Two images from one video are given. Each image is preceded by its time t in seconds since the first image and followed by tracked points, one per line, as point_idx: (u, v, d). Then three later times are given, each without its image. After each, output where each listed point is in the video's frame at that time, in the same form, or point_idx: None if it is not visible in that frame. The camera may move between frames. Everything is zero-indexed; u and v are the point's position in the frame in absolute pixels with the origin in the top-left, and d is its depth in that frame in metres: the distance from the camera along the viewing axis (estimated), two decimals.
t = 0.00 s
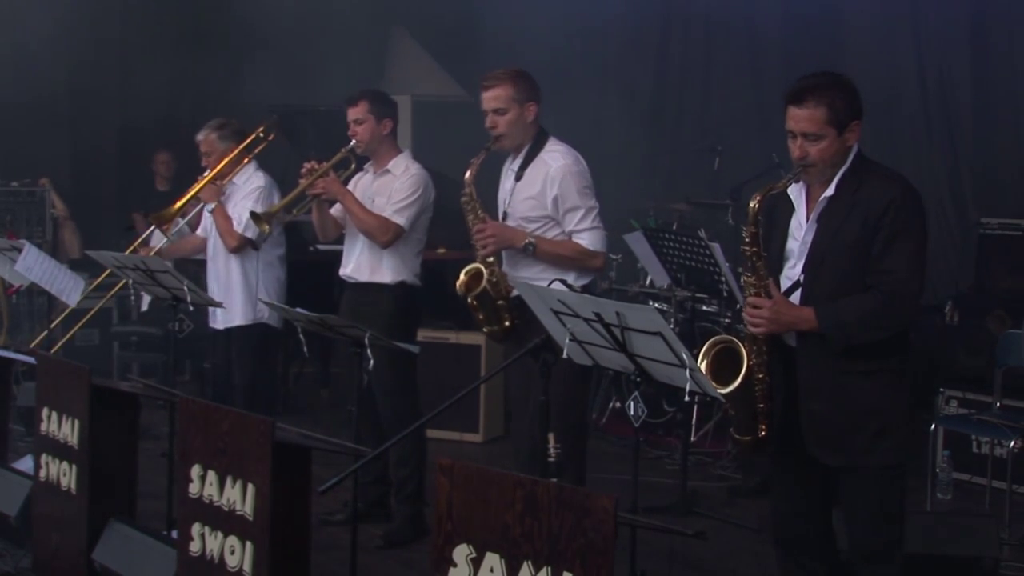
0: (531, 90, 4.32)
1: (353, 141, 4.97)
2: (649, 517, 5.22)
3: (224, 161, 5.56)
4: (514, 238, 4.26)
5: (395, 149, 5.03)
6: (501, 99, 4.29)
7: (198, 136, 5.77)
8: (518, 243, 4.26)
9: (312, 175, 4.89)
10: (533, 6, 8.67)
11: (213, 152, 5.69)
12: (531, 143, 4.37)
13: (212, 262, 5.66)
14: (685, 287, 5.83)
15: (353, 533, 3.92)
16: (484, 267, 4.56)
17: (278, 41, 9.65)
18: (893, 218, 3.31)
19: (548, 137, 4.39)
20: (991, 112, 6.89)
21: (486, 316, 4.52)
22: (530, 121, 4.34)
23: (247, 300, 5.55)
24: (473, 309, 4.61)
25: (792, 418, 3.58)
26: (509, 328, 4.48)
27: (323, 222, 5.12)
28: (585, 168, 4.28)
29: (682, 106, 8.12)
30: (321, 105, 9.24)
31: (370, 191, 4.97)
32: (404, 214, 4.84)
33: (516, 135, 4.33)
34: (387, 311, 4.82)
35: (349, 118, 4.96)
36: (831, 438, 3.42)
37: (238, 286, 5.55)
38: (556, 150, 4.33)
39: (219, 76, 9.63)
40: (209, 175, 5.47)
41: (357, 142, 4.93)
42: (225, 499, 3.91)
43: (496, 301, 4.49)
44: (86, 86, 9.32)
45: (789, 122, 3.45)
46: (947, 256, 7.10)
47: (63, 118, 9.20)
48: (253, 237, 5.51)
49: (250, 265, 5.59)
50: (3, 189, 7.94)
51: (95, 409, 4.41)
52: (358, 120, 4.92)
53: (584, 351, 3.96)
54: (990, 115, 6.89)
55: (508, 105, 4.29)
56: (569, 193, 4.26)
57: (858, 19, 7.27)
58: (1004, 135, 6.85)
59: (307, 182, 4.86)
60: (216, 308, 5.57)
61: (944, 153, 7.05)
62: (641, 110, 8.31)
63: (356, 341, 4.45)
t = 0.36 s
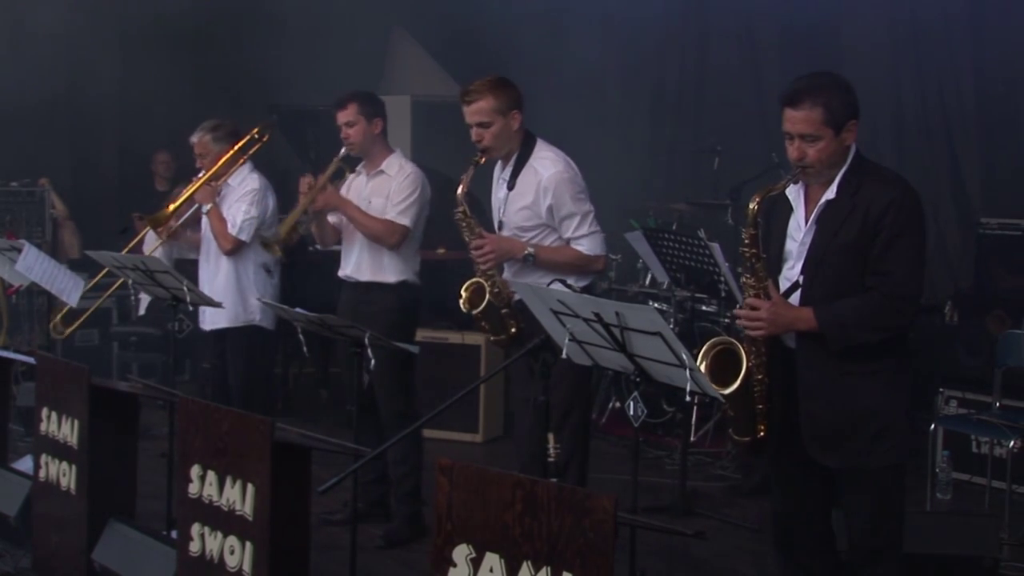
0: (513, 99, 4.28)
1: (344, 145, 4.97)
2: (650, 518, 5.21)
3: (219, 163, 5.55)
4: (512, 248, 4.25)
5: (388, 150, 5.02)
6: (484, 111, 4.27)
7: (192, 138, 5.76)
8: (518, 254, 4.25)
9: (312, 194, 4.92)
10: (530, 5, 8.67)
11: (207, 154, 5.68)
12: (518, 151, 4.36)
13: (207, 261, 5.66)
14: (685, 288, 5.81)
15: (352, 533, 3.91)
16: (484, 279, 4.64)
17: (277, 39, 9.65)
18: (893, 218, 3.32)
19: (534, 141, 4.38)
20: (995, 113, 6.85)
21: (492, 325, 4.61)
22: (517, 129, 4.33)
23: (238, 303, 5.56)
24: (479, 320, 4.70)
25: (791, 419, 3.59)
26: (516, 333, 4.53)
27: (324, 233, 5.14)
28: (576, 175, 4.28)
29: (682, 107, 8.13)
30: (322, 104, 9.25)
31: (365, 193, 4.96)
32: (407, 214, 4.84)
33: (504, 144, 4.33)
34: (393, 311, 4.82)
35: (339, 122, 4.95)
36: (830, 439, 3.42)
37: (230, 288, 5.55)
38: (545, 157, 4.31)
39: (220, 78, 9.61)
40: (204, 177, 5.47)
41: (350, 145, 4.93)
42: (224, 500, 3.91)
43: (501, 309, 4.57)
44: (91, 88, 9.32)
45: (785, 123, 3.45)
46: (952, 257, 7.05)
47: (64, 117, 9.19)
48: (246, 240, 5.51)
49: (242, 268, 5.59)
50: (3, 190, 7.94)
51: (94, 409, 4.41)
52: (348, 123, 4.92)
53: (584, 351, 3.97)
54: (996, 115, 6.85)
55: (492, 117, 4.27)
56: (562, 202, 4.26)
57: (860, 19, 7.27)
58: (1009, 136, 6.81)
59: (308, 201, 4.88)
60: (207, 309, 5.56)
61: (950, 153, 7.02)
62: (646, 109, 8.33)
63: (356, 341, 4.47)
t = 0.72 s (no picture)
0: (519, 94, 4.27)
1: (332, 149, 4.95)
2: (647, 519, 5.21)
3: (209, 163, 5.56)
4: (507, 246, 4.26)
5: (374, 150, 5.01)
6: (490, 105, 4.25)
7: (182, 138, 5.76)
8: (511, 251, 4.26)
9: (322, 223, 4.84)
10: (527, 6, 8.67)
11: (198, 154, 5.68)
12: (521, 147, 4.36)
13: (195, 260, 5.67)
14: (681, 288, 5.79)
15: (348, 533, 3.91)
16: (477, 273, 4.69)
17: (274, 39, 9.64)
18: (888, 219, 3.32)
19: (537, 139, 4.38)
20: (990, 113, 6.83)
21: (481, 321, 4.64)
22: (520, 125, 4.32)
23: (226, 301, 5.57)
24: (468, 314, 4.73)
25: (787, 419, 3.60)
26: (505, 331, 4.54)
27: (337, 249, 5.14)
28: (576, 175, 4.28)
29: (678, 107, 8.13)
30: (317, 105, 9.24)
31: (358, 195, 4.95)
32: (410, 213, 4.88)
33: (506, 139, 4.32)
34: (392, 311, 4.81)
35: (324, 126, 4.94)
36: (826, 439, 3.43)
37: (221, 287, 5.56)
38: (547, 155, 4.31)
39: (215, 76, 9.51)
40: (195, 177, 5.49)
41: (338, 149, 4.92)
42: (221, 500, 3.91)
43: (492, 305, 4.59)
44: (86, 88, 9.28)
45: (779, 124, 3.46)
46: (948, 255, 7.05)
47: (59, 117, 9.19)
48: (237, 239, 5.52)
49: (231, 266, 5.59)
50: None
51: (90, 409, 4.41)
52: (334, 127, 4.90)
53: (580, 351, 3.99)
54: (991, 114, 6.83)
55: (497, 112, 4.25)
56: (560, 200, 4.26)
57: (855, 19, 7.27)
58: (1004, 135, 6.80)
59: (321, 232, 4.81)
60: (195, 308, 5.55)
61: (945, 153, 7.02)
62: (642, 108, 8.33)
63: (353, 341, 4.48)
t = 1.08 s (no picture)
0: (532, 90, 4.31)
1: (328, 149, 4.92)
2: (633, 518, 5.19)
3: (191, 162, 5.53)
4: (495, 240, 4.30)
5: (371, 149, 5.00)
6: (502, 97, 4.28)
7: (166, 136, 5.73)
8: (498, 245, 4.29)
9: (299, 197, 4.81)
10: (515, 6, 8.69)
11: (181, 154, 5.64)
12: (527, 144, 4.39)
13: (177, 259, 5.64)
14: (670, 288, 5.79)
15: (337, 534, 3.91)
16: (463, 263, 4.66)
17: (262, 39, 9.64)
18: (874, 218, 3.33)
19: (543, 139, 4.41)
20: (976, 112, 6.86)
21: (460, 311, 4.63)
22: (528, 123, 4.34)
23: (208, 300, 5.57)
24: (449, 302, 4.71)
25: (774, 420, 3.61)
26: (484, 327, 4.55)
27: (311, 236, 5.06)
28: (576, 177, 4.33)
29: (665, 107, 8.14)
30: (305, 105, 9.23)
31: (352, 195, 4.95)
32: (395, 216, 4.84)
33: (511, 134, 4.35)
34: (382, 311, 4.80)
35: (319, 128, 4.90)
36: (813, 438, 3.44)
37: (203, 286, 5.55)
38: (550, 154, 4.35)
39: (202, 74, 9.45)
40: (177, 175, 5.46)
41: (333, 150, 4.88)
42: (208, 500, 3.90)
43: (472, 298, 4.57)
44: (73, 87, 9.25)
45: (767, 124, 3.46)
46: (935, 255, 7.08)
47: (46, 117, 9.17)
48: (221, 237, 5.51)
49: (213, 264, 5.58)
50: None
51: (77, 409, 4.40)
52: (330, 129, 4.87)
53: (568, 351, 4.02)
54: (977, 114, 6.86)
55: (507, 104, 4.28)
56: (556, 200, 4.29)
57: (842, 20, 7.28)
58: (989, 135, 6.82)
59: (296, 205, 4.78)
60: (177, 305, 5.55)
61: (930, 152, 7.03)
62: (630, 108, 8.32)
63: (341, 342, 4.47)
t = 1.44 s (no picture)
0: (530, 92, 4.37)
1: (327, 149, 4.92)
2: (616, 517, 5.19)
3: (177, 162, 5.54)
4: (485, 238, 4.34)
5: (370, 149, 4.99)
6: (500, 96, 4.34)
7: (150, 137, 5.73)
8: (488, 244, 4.33)
9: (291, 193, 4.78)
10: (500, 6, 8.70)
11: (166, 154, 5.65)
12: (523, 146, 4.45)
13: (161, 259, 5.65)
14: (655, 288, 5.82)
15: (322, 533, 3.93)
16: (451, 259, 4.67)
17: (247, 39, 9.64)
18: (856, 219, 3.38)
19: (542, 143, 4.48)
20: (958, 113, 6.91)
21: (446, 308, 4.67)
22: (525, 124, 4.40)
23: (192, 299, 5.59)
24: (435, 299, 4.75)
25: (758, 420, 3.65)
26: (469, 327, 4.61)
27: (306, 233, 5.01)
28: (569, 180, 4.39)
29: (649, 107, 8.15)
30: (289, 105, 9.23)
31: (348, 195, 4.93)
32: (387, 218, 4.81)
33: (508, 135, 4.41)
34: (368, 313, 4.79)
35: (318, 127, 4.90)
36: (794, 437, 3.49)
37: (188, 285, 5.57)
38: (545, 156, 4.42)
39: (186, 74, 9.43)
40: (163, 176, 5.46)
41: (331, 150, 4.88)
42: (195, 501, 3.92)
43: (460, 297, 4.62)
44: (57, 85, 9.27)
45: (751, 125, 3.50)
46: (917, 254, 7.10)
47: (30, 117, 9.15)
48: (206, 237, 5.53)
49: (197, 264, 5.59)
50: None
51: (62, 409, 4.40)
52: (328, 128, 4.87)
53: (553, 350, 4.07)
54: (958, 115, 6.91)
55: (504, 104, 4.35)
56: (547, 201, 4.36)
57: (824, 20, 7.33)
58: (971, 135, 6.87)
59: (286, 201, 4.76)
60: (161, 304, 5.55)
61: (913, 153, 7.07)
62: (614, 108, 8.30)
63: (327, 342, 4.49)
